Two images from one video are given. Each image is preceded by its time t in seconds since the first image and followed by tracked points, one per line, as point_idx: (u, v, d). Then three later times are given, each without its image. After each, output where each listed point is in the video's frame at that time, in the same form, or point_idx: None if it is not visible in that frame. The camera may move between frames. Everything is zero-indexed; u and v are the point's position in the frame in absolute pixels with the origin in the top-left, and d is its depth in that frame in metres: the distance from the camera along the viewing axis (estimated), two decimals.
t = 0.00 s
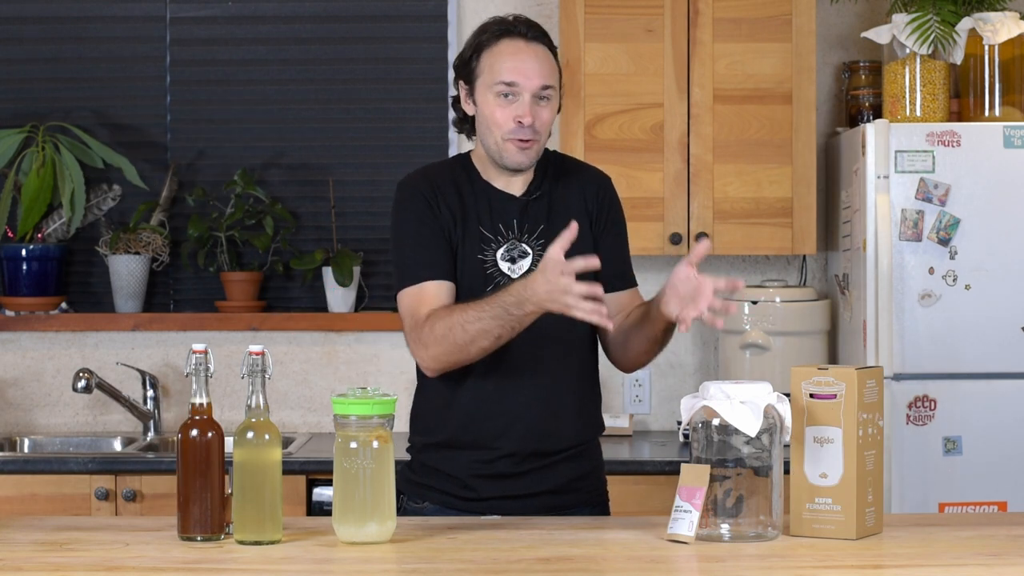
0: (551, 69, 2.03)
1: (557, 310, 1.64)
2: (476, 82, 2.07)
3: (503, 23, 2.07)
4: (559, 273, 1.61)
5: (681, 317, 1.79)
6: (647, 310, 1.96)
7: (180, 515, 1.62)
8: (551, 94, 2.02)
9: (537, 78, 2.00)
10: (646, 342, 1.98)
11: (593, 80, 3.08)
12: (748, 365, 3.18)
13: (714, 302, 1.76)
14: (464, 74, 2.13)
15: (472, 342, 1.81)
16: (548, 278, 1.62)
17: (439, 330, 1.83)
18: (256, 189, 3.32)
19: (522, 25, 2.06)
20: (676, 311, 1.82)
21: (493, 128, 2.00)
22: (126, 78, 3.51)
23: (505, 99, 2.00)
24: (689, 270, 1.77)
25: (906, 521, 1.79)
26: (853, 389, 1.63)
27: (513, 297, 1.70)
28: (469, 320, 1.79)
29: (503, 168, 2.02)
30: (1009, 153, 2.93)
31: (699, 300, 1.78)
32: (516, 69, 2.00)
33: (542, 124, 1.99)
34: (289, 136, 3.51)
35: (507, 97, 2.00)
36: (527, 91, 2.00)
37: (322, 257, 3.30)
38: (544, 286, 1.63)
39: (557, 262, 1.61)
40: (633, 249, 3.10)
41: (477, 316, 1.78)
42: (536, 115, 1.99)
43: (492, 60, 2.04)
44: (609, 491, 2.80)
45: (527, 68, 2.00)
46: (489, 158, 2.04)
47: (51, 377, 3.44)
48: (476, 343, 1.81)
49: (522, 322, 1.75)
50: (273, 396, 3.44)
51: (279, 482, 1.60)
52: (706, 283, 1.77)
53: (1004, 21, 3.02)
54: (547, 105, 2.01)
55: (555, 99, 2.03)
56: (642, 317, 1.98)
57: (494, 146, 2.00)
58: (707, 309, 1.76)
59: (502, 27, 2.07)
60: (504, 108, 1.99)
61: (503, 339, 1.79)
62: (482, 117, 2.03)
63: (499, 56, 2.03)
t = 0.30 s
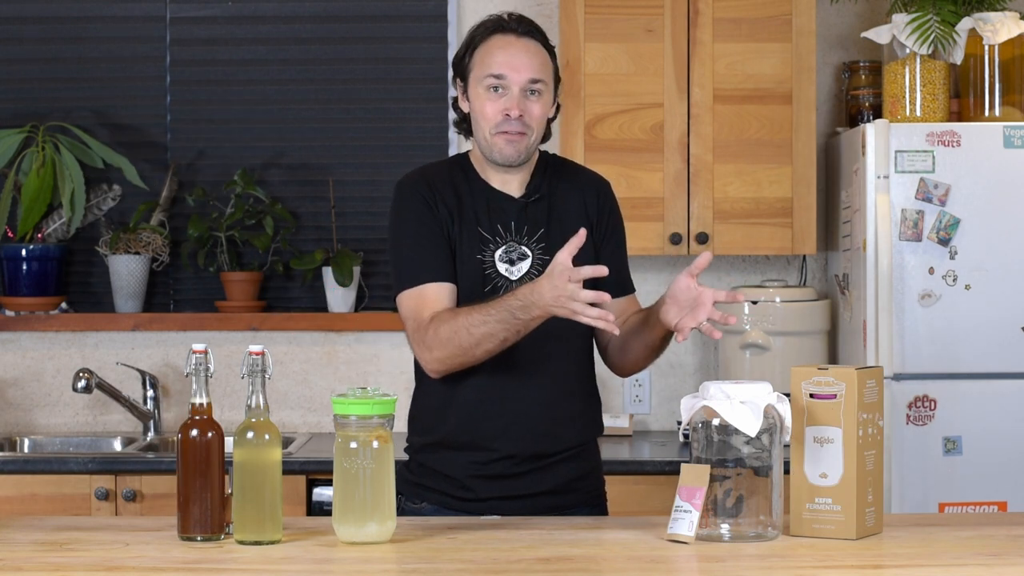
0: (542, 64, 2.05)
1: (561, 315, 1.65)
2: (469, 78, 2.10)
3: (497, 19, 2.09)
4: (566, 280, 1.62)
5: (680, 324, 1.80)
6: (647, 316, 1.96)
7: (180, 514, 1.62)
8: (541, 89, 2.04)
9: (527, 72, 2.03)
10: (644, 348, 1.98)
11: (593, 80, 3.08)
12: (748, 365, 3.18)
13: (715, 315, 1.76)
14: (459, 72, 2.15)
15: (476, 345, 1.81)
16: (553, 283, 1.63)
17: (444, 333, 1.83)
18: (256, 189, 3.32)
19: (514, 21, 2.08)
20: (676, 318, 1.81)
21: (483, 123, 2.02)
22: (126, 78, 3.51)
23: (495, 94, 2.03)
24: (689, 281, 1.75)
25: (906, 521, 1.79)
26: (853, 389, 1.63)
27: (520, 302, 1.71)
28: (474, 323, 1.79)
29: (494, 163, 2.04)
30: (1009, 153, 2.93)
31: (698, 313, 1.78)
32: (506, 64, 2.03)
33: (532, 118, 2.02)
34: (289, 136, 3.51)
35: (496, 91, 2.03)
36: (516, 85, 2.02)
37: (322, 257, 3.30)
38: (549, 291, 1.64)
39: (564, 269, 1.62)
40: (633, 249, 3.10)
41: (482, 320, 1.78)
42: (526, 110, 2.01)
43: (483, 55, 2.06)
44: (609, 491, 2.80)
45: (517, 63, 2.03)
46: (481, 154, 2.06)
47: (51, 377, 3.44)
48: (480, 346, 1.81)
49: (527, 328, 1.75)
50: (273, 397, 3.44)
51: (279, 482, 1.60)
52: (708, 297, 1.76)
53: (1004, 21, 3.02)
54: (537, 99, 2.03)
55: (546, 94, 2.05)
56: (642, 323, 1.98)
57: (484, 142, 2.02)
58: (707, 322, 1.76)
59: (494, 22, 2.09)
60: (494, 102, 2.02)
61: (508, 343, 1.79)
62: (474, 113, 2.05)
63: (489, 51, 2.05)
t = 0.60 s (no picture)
0: (540, 64, 2.05)
1: (562, 319, 1.65)
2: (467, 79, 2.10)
3: (495, 19, 2.09)
4: (567, 285, 1.61)
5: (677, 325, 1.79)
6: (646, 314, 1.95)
7: (180, 515, 1.62)
8: (540, 89, 2.04)
9: (525, 73, 2.03)
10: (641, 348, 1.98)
11: (593, 80, 3.08)
12: (748, 365, 3.18)
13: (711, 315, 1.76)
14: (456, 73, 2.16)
15: (477, 347, 1.80)
16: (554, 288, 1.63)
17: (445, 335, 1.83)
18: (256, 189, 3.32)
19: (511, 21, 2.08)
20: (673, 320, 1.80)
21: (482, 124, 2.03)
22: (126, 78, 3.51)
23: (494, 95, 2.03)
24: (686, 281, 1.75)
25: (906, 521, 1.79)
26: (853, 389, 1.63)
27: (520, 305, 1.70)
28: (474, 326, 1.79)
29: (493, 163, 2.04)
30: (1009, 153, 2.93)
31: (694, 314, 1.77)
32: (504, 65, 2.03)
33: (531, 118, 2.02)
34: (289, 136, 3.51)
35: (495, 92, 2.03)
36: (514, 85, 2.02)
37: (322, 257, 3.30)
38: (550, 295, 1.64)
39: (564, 274, 1.61)
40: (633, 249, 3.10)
41: (483, 323, 1.78)
42: (524, 110, 2.02)
43: (481, 56, 2.06)
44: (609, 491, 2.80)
45: (515, 64, 2.03)
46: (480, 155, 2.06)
47: (51, 377, 3.44)
48: (480, 349, 1.80)
49: (529, 330, 1.75)
50: (273, 397, 3.44)
51: (279, 482, 1.60)
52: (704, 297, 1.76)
53: (1004, 21, 3.02)
54: (536, 100, 2.04)
55: (544, 94, 2.05)
56: (641, 322, 1.97)
57: (482, 143, 2.03)
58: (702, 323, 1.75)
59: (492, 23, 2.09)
60: (493, 103, 2.02)
61: (508, 346, 1.79)
62: (473, 114, 2.05)
63: (487, 52, 2.06)
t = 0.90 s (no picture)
0: (532, 61, 2.05)
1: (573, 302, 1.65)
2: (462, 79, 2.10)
3: (489, 19, 2.10)
4: (580, 263, 1.62)
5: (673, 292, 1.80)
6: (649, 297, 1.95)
7: (181, 515, 1.62)
8: (531, 86, 2.03)
9: (515, 70, 2.02)
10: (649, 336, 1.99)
11: (593, 80, 3.08)
12: (748, 365, 3.18)
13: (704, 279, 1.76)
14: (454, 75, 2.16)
15: (481, 336, 1.79)
16: (566, 268, 1.63)
17: (449, 324, 1.82)
18: (256, 189, 3.32)
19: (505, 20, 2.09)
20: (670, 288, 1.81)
21: (474, 122, 2.02)
22: (125, 78, 3.51)
23: (485, 93, 2.03)
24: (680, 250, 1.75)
25: (906, 521, 1.79)
26: (853, 389, 1.63)
27: (530, 289, 1.70)
28: (481, 313, 1.78)
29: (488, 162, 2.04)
30: (1009, 153, 2.93)
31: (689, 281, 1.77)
32: (496, 62, 2.03)
33: (523, 115, 2.01)
34: (289, 136, 3.51)
35: (486, 90, 2.02)
36: (504, 82, 2.02)
37: (322, 257, 3.30)
38: (563, 275, 1.64)
39: (577, 253, 1.62)
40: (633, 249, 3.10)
41: (488, 310, 1.77)
42: (515, 107, 2.01)
43: (473, 55, 2.06)
44: (609, 491, 2.80)
45: (506, 61, 2.03)
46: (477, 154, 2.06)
47: (51, 377, 3.44)
48: (485, 338, 1.79)
49: (536, 317, 1.74)
50: (273, 396, 3.44)
51: (279, 482, 1.60)
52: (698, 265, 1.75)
53: (1004, 21, 3.02)
54: (528, 97, 2.02)
55: (537, 91, 2.04)
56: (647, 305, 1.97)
57: (476, 140, 2.02)
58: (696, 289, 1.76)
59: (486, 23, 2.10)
60: (484, 100, 2.02)
61: (514, 334, 1.78)
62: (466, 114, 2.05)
63: (480, 51, 2.06)
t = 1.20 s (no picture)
0: (528, 64, 2.05)
1: (573, 276, 1.64)
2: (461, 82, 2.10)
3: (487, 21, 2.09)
4: (573, 237, 1.62)
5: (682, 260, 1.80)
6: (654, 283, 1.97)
7: (180, 515, 1.62)
8: (528, 91, 2.04)
9: (513, 75, 2.03)
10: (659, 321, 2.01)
11: (593, 80, 3.08)
12: (748, 365, 3.18)
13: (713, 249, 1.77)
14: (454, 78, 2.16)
15: (486, 322, 1.77)
16: (562, 244, 1.63)
17: (454, 316, 1.80)
18: (256, 189, 3.32)
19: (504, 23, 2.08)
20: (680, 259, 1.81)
21: (472, 125, 2.02)
22: (125, 78, 3.51)
23: (483, 97, 2.03)
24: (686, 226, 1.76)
25: (906, 521, 1.79)
26: (853, 389, 1.63)
27: (528, 268, 1.69)
28: (483, 300, 1.76)
29: (488, 166, 2.04)
30: (1010, 153, 2.93)
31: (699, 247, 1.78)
32: (494, 66, 2.03)
33: (520, 119, 2.01)
34: (289, 136, 3.51)
35: (483, 94, 2.03)
36: (501, 87, 2.02)
37: (322, 257, 3.30)
38: (558, 253, 1.64)
39: (570, 227, 1.62)
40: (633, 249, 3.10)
41: (491, 296, 1.75)
42: (512, 111, 2.01)
43: (471, 59, 2.07)
44: (609, 490, 2.80)
45: (502, 65, 2.03)
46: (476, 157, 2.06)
47: (51, 377, 3.44)
48: (491, 325, 1.77)
49: (537, 296, 1.73)
50: (273, 396, 3.44)
51: (279, 482, 1.60)
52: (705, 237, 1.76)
53: (1004, 21, 3.02)
54: (525, 101, 2.03)
55: (535, 95, 2.04)
56: (651, 292, 1.99)
57: (474, 143, 2.02)
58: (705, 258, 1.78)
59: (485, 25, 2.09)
60: (481, 105, 2.02)
61: (518, 317, 1.76)
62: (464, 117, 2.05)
63: (477, 54, 2.06)
